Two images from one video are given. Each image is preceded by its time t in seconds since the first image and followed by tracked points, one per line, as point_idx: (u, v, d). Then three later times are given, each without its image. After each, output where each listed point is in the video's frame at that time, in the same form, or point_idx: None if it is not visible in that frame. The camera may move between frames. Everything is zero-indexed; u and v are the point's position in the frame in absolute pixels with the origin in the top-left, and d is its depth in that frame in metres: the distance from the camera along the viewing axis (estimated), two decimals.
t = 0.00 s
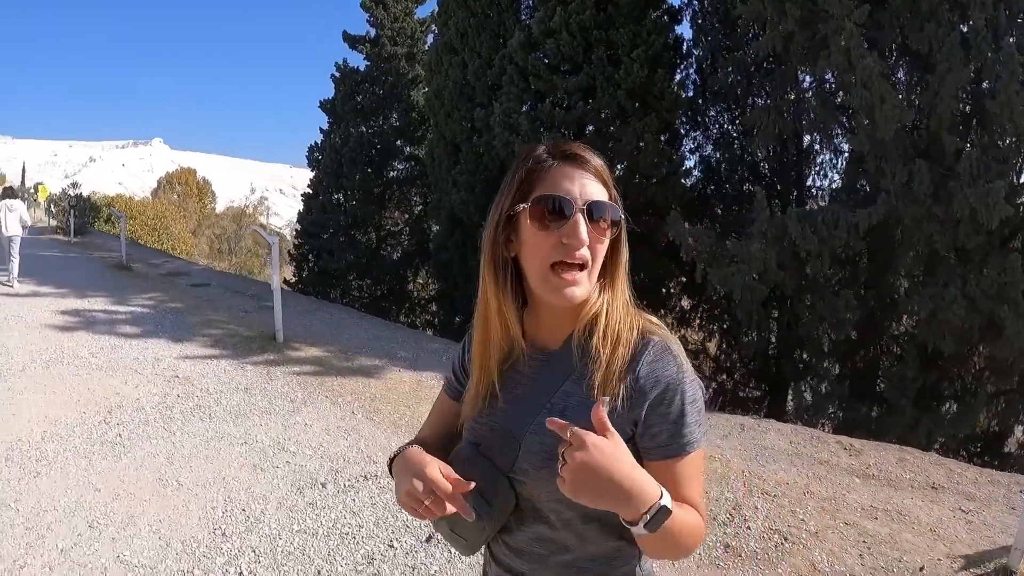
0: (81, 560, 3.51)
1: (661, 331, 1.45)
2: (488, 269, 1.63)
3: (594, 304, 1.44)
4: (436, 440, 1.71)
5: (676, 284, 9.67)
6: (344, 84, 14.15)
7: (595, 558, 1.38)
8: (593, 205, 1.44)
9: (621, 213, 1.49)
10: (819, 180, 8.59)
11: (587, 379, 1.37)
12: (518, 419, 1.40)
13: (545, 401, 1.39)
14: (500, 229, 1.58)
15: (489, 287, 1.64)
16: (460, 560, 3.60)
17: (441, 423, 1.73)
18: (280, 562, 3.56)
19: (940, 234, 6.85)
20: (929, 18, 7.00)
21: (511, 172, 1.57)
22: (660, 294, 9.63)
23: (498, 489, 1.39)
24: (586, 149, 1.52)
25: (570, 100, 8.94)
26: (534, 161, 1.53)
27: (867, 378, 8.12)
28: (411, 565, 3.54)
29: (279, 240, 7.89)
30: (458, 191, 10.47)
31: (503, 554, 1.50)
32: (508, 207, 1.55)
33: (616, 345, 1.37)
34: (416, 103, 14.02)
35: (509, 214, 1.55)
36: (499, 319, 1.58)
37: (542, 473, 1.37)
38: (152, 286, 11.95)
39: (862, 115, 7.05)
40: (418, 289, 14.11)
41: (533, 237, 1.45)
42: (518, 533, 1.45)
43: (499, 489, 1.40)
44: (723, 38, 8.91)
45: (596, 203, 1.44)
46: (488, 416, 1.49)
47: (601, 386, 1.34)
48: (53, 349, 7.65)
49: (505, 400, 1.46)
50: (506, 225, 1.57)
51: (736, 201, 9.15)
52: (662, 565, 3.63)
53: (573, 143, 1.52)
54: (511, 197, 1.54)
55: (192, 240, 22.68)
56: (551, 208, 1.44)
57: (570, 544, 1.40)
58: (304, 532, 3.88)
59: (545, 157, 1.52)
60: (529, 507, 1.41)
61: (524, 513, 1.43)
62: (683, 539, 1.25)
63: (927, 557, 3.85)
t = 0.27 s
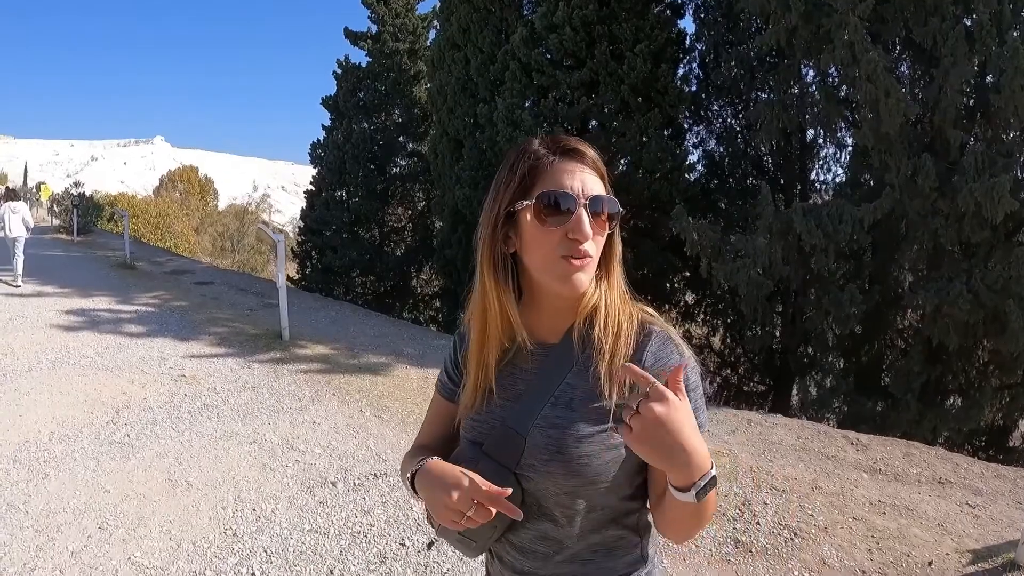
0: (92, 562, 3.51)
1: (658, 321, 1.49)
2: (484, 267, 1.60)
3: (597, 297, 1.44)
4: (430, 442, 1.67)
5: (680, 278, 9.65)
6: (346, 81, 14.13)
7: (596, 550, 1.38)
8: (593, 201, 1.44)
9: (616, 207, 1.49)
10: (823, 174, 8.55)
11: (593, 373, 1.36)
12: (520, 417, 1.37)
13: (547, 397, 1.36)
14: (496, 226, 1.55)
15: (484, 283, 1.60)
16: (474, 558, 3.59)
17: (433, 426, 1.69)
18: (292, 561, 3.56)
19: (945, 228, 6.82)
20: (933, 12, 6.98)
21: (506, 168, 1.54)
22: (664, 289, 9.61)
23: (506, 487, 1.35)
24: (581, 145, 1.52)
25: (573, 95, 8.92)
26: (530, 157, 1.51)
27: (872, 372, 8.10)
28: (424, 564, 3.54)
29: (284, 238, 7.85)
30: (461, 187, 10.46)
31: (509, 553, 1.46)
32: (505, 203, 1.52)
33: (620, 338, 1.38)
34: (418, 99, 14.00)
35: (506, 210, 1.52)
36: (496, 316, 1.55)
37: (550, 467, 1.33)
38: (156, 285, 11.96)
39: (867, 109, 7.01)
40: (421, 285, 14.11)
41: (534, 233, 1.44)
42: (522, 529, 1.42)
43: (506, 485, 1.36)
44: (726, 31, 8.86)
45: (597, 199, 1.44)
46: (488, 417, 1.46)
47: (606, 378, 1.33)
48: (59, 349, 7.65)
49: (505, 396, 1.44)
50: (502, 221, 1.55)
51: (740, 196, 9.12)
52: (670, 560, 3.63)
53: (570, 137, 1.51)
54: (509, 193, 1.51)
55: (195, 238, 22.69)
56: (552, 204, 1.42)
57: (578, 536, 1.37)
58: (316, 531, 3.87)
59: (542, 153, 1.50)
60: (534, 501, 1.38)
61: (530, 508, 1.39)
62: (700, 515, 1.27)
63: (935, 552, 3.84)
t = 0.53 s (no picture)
0: (95, 551, 3.51)
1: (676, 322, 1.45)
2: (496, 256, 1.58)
3: (613, 293, 1.42)
4: (434, 433, 1.68)
5: (680, 268, 9.64)
6: (345, 69, 14.07)
7: (591, 564, 1.35)
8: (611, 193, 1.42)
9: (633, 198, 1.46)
10: (824, 164, 8.53)
11: (604, 369, 1.34)
12: (527, 412, 1.36)
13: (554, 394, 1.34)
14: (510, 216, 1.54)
15: (498, 275, 1.60)
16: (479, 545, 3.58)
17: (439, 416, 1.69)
18: (296, 549, 3.57)
19: (946, 219, 6.80)
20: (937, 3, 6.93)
21: (521, 156, 1.52)
22: (665, 278, 9.60)
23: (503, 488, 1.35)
24: (598, 132, 1.49)
25: (574, 84, 8.88)
26: (546, 145, 1.48)
27: (871, 363, 8.10)
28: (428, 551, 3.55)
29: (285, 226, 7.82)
30: (461, 175, 10.43)
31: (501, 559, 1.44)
32: (520, 193, 1.50)
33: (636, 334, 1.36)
34: (418, 88, 13.95)
35: (521, 200, 1.50)
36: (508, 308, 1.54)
37: (550, 468, 1.31)
38: (156, 274, 11.95)
39: (869, 99, 6.98)
40: (420, 274, 14.11)
41: (551, 225, 1.42)
42: (517, 533, 1.40)
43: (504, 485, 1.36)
44: (728, 20, 8.82)
45: (615, 192, 1.42)
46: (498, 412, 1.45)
47: (621, 372, 1.31)
48: (60, 338, 7.66)
49: (512, 392, 1.44)
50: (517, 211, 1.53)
51: (740, 185, 9.11)
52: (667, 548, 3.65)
53: (588, 125, 1.48)
54: (524, 183, 1.49)
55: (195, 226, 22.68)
56: (569, 196, 1.41)
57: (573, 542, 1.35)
58: (318, 519, 3.88)
59: (558, 141, 1.47)
60: (531, 504, 1.36)
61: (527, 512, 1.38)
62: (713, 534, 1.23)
63: (935, 541, 3.85)
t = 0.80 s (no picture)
0: (87, 546, 3.50)
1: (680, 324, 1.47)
2: (501, 251, 1.56)
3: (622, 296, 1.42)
4: (428, 432, 1.67)
5: (672, 266, 9.66)
6: (339, 64, 14.02)
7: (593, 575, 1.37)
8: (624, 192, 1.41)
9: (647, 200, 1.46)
10: (816, 165, 8.57)
11: (612, 375, 1.35)
12: (530, 420, 1.37)
13: (558, 400, 1.36)
14: (517, 209, 1.51)
15: (502, 270, 1.57)
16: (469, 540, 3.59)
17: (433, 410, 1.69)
18: (288, 544, 3.57)
19: (937, 221, 6.85)
20: (931, 6, 6.97)
21: (531, 148, 1.49)
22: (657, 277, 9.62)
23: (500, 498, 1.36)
24: (610, 127, 1.47)
25: (568, 81, 8.89)
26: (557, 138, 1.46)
27: (862, 362, 8.15)
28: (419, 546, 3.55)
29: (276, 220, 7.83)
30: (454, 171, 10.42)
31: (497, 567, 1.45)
32: (530, 188, 1.48)
33: (643, 339, 1.37)
34: (411, 83, 13.93)
35: (530, 194, 1.48)
36: (512, 304, 1.53)
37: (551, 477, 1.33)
38: (148, 268, 11.89)
39: (861, 101, 7.01)
40: (413, 269, 14.09)
41: (562, 222, 1.41)
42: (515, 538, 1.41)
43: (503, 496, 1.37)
44: (722, 19, 8.84)
45: (628, 190, 1.41)
46: (500, 411, 1.45)
47: (627, 382, 1.32)
48: (50, 331, 7.61)
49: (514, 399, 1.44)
50: (524, 205, 1.51)
51: (733, 184, 9.14)
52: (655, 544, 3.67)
53: (602, 119, 1.46)
54: (533, 178, 1.47)
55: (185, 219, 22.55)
56: (582, 193, 1.39)
57: (572, 548, 1.37)
58: (310, 514, 3.87)
59: (570, 135, 1.45)
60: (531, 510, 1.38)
61: (523, 522, 1.40)
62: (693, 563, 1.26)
63: (924, 539, 3.88)
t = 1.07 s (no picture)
0: (85, 542, 3.50)
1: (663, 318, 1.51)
2: (485, 244, 1.54)
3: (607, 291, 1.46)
4: (406, 433, 1.61)
5: (670, 263, 9.67)
6: (337, 61, 14.00)
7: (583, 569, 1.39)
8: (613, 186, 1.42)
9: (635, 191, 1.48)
10: (814, 163, 8.57)
11: (602, 368, 1.37)
12: (523, 418, 1.36)
13: (549, 396, 1.36)
14: (503, 200, 1.50)
15: (486, 264, 1.55)
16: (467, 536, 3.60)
17: (410, 410, 1.62)
18: (286, 540, 3.57)
19: (935, 219, 6.86)
20: (930, 5, 6.97)
21: (518, 139, 1.48)
22: (656, 274, 9.61)
23: (491, 500, 1.35)
24: (599, 119, 1.47)
25: (566, 78, 8.88)
26: (546, 129, 1.46)
27: (859, 360, 8.15)
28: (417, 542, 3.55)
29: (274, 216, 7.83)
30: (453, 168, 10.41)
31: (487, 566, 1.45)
32: (517, 180, 1.47)
33: (631, 332, 1.40)
34: (410, 80, 13.91)
35: (517, 185, 1.47)
36: (496, 296, 1.51)
37: (544, 475, 1.33)
38: (146, 264, 11.87)
39: (860, 99, 7.01)
40: (411, 266, 14.09)
41: (550, 215, 1.41)
42: (508, 539, 1.40)
43: (494, 500, 1.36)
44: (721, 17, 8.83)
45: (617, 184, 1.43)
46: (487, 406, 1.43)
47: (618, 377, 1.35)
48: (48, 328, 7.60)
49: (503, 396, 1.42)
50: (510, 196, 1.50)
51: (731, 182, 9.14)
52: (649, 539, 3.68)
53: (590, 112, 1.46)
54: (521, 170, 1.46)
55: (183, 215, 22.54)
56: (572, 186, 1.40)
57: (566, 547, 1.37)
58: (308, 509, 3.88)
59: (559, 128, 1.45)
60: (521, 510, 1.37)
61: (515, 522, 1.39)
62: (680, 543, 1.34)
63: (920, 536, 3.89)
